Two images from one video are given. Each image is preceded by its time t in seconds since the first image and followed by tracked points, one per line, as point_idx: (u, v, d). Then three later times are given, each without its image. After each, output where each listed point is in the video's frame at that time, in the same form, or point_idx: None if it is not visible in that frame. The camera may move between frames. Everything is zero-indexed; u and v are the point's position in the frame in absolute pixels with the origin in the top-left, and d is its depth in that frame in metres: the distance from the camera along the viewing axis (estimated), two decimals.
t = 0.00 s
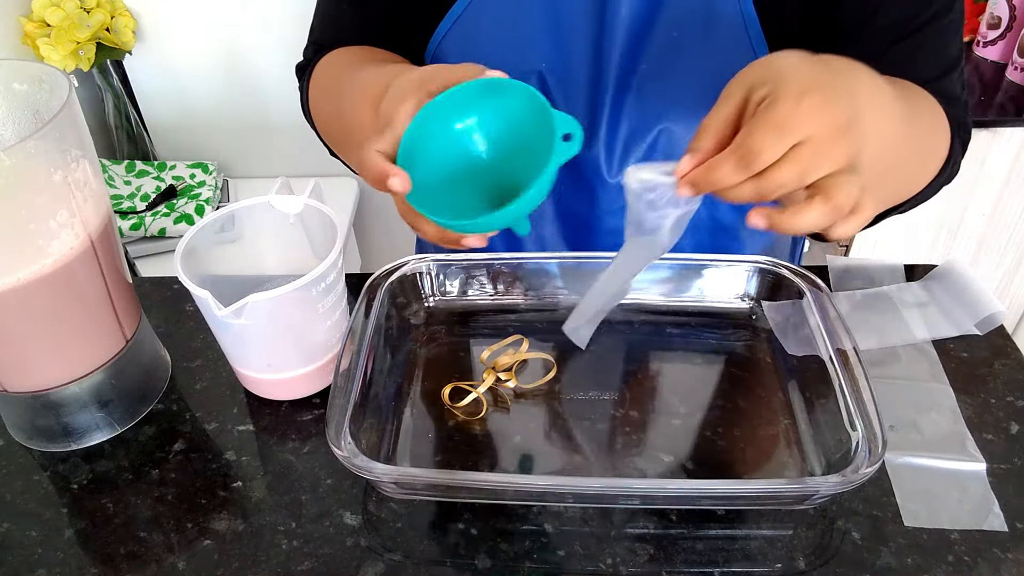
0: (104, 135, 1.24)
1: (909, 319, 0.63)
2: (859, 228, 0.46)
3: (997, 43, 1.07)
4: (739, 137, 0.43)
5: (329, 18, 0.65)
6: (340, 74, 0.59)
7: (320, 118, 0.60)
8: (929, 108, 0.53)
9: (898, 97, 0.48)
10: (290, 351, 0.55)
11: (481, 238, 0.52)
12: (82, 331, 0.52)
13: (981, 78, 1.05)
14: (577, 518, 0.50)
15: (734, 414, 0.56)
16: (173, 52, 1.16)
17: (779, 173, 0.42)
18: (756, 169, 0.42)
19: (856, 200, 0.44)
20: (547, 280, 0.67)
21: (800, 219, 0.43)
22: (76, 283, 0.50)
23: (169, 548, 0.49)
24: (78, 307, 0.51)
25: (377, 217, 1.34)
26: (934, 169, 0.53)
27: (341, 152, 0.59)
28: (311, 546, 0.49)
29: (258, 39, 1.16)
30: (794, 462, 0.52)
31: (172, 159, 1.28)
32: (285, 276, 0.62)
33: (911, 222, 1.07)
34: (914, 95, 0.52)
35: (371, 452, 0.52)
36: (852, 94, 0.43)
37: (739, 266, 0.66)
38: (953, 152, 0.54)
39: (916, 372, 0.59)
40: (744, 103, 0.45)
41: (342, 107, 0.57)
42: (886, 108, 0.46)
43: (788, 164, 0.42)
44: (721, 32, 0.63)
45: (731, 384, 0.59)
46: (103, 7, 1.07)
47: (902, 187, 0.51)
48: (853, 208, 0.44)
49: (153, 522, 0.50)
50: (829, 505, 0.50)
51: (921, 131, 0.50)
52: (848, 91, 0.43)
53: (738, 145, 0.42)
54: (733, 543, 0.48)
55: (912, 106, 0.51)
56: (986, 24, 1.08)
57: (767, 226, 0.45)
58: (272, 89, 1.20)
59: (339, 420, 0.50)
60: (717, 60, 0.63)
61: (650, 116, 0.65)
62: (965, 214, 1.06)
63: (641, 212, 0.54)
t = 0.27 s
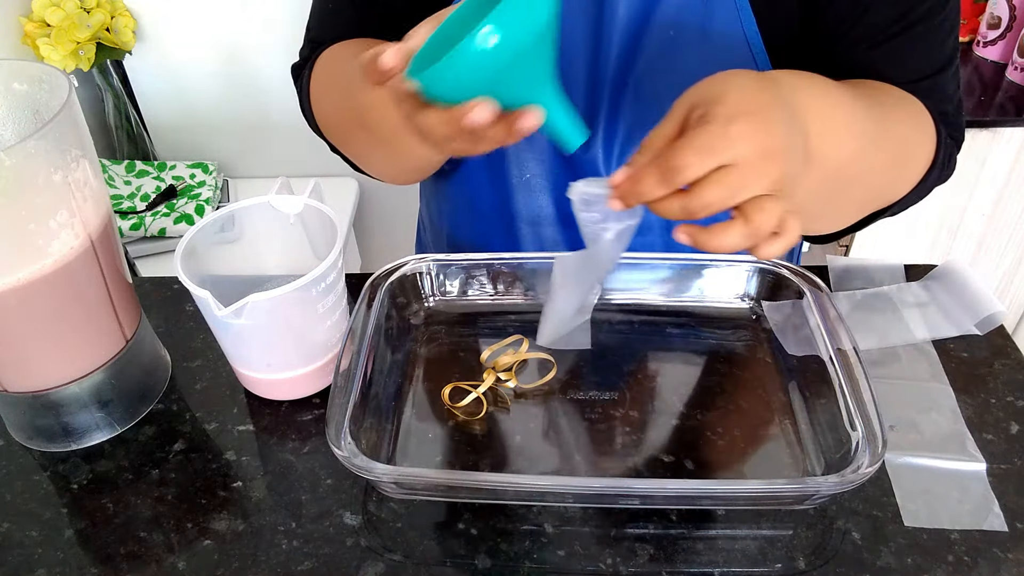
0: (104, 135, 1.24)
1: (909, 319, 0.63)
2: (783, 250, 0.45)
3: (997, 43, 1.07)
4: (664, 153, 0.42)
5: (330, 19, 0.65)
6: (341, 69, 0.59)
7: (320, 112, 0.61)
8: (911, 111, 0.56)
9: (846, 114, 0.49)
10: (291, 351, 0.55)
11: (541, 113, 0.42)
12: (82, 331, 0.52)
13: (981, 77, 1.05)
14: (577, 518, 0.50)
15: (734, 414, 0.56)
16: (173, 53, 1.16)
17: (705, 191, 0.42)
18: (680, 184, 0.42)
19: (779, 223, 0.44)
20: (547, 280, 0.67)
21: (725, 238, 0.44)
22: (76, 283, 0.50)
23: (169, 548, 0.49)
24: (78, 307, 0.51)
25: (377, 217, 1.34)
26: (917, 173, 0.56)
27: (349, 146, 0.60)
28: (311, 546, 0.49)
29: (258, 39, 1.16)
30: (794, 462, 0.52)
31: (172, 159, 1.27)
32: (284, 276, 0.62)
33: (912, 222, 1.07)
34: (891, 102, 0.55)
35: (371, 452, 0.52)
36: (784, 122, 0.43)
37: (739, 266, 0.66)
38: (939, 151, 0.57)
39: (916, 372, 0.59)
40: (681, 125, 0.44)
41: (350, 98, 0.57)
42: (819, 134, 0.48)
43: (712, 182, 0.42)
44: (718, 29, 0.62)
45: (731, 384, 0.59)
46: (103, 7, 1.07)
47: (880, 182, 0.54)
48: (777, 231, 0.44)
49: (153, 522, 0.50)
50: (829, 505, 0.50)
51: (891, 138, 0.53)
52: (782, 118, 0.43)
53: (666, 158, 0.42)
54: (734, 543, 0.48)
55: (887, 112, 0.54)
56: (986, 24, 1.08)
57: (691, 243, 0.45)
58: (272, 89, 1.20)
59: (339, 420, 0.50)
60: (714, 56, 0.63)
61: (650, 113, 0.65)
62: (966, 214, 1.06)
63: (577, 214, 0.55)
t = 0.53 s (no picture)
0: (104, 135, 1.24)
1: (909, 319, 0.63)
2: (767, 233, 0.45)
3: (997, 43, 1.07)
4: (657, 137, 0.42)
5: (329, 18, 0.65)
6: (343, 74, 0.60)
7: (325, 111, 0.62)
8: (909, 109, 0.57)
9: (834, 112, 0.50)
10: (291, 351, 0.55)
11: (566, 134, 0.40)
12: (82, 331, 0.52)
13: (981, 77, 1.05)
14: (577, 518, 0.50)
15: (734, 414, 0.56)
16: (173, 53, 1.16)
17: (688, 178, 0.42)
18: (668, 170, 0.41)
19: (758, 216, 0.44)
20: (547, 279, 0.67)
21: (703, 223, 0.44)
22: (76, 283, 0.50)
23: (169, 548, 0.49)
24: (78, 306, 0.51)
25: (377, 217, 1.34)
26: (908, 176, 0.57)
27: (352, 145, 0.61)
28: (311, 546, 0.49)
29: (258, 39, 1.16)
30: (794, 462, 0.52)
31: (172, 159, 1.27)
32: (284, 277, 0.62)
33: (912, 222, 1.07)
34: (889, 100, 0.56)
35: (371, 452, 0.52)
36: (773, 117, 0.44)
37: (739, 266, 0.66)
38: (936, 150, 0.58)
39: (916, 372, 0.59)
40: (678, 105, 0.44)
41: (357, 102, 0.58)
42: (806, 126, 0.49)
43: (696, 171, 0.42)
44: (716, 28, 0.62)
45: (731, 384, 0.59)
46: (103, 7, 1.07)
47: (869, 179, 0.55)
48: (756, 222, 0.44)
49: (153, 522, 0.50)
50: (829, 505, 0.50)
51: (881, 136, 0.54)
52: (772, 110, 0.44)
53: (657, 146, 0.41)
54: (734, 544, 0.48)
55: (881, 111, 0.55)
56: (985, 24, 1.08)
57: (667, 225, 0.45)
58: (272, 89, 1.20)
59: (339, 420, 0.50)
60: (711, 55, 0.63)
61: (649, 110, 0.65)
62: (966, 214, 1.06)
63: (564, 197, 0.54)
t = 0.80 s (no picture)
0: (104, 135, 1.24)
1: (909, 319, 0.63)
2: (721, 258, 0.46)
3: (997, 43, 1.07)
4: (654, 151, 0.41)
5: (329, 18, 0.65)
6: (346, 84, 0.61)
7: (327, 116, 0.62)
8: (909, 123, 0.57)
9: (830, 128, 0.50)
10: (290, 351, 0.55)
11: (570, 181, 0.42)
12: (82, 331, 0.52)
13: (981, 78, 1.05)
14: (577, 518, 0.50)
15: (734, 414, 0.56)
16: (173, 53, 1.16)
17: (677, 197, 0.41)
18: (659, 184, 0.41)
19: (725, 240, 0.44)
20: (547, 280, 0.67)
21: (676, 249, 0.44)
22: (76, 283, 0.50)
23: (168, 548, 0.49)
24: (77, 307, 0.51)
25: (377, 217, 1.34)
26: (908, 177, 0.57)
27: (352, 152, 0.61)
28: (311, 546, 0.49)
29: (258, 39, 1.16)
30: (794, 462, 0.52)
31: (172, 159, 1.28)
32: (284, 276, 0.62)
33: (912, 222, 1.07)
34: (887, 104, 0.56)
35: (371, 452, 0.52)
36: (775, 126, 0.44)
37: (739, 266, 0.66)
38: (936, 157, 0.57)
39: (917, 372, 0.59)
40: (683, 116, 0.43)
41: (360, 112, 0.58)
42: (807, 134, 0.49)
43: (685, 191, 0.41)
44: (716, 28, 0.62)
45: (731, 384, 0.59)
46: (103, 7, 1.07)
47: (866, 185, 0.55)
48: (715, 248, 0.44)
49: (153, 522, 0.50)
50: (830, 505, 0.50)
51: (880, 143, 0.54)
52: (775, 119, 0.43)
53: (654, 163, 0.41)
54: (734, 543, 0.48)
55: (880, 117, 0.54)
56: (986, 24, 1.08)
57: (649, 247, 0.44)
58: (272, 89, 1.20)
59: (339, 420, 0.50)
60: (711, 56, 0.63)
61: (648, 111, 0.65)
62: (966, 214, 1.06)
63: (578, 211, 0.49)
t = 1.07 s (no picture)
0: (104, 135, 1.24)
1: (909, 319, 0.63)
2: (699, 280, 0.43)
3: (997, 43, 1.07)
4: (635, 134, 0.40)
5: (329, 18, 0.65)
6: (341, 85, 0.60)
7: (321, 116, 0.62)
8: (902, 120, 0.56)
9: (815, 139, 0.49)
10: (290, 351, 0.55)
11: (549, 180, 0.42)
12: (82, 331, 0.52)
13: (981, 77, 1.05)
14: (577, 518, 0.50)
15: (734, 414, 0.56)
16: (173, 52, 1.16)
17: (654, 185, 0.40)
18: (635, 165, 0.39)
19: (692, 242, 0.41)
20: (546, 279, 0.67)
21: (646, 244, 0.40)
22: (76, 283, 0.50)
23: (168, 548, 0.49)
24: (77, 307, 0.51)
25: (377, 217, 1.34)
26: (904, 184, 0.57)
27: (348, 152, 0.61)
28: (311, 546, 0.49)
29: (258, 39, 1.16)
30: (794, 462, 0.52)
31: (172, 159, 1.27)
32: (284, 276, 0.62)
33: (912, 222, 1.07)
34: (873, 114, 0.55)
35: (371, 452, 0.52)
36: (750, 143, 0.43)
37: (739, 266, 0.66)
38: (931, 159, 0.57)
39: (917, 372, 0.59)
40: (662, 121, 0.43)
41: (355, 114, 0.58)
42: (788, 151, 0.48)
43: (664, 178, 0.40)
44: (717, 30, 0.62)
45: (731, 384, 0.59)
46: (104, 7, 1.07)
47: (857, 195, 0.55)
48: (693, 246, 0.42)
49: (153, 522, 0.50)
50: (830, 505, 0.50)
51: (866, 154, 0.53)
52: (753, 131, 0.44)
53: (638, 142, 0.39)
54: (734, 543, 0.48)
55: (869, 128, 0.54)
56: (986, 24, 1.07)
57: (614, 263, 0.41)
58: (272, 90, 1.20)
59: (339, 420, 0.51)
60: (711, 57, 0.63)
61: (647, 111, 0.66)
62: (966, 214, 1.06)
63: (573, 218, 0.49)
